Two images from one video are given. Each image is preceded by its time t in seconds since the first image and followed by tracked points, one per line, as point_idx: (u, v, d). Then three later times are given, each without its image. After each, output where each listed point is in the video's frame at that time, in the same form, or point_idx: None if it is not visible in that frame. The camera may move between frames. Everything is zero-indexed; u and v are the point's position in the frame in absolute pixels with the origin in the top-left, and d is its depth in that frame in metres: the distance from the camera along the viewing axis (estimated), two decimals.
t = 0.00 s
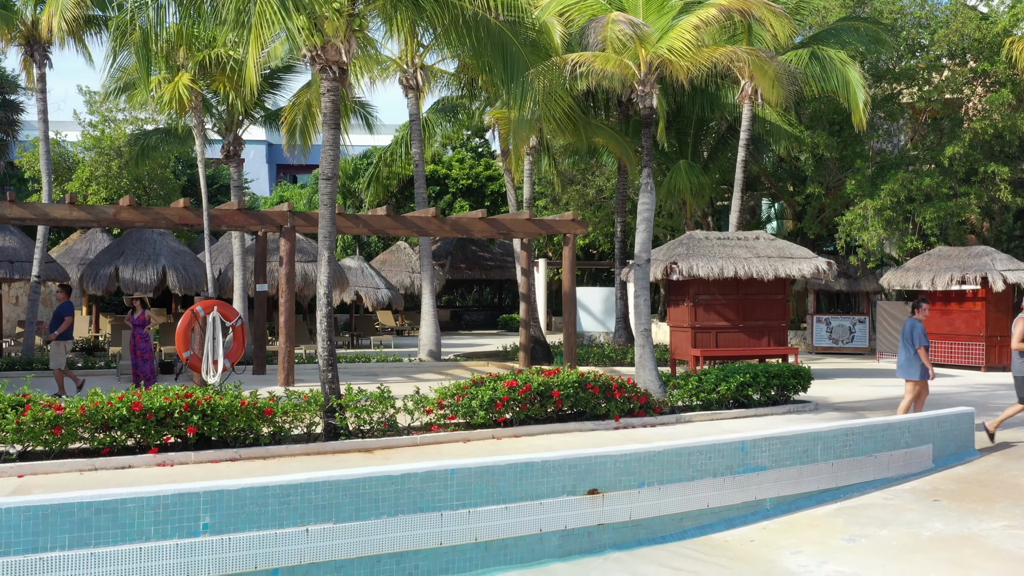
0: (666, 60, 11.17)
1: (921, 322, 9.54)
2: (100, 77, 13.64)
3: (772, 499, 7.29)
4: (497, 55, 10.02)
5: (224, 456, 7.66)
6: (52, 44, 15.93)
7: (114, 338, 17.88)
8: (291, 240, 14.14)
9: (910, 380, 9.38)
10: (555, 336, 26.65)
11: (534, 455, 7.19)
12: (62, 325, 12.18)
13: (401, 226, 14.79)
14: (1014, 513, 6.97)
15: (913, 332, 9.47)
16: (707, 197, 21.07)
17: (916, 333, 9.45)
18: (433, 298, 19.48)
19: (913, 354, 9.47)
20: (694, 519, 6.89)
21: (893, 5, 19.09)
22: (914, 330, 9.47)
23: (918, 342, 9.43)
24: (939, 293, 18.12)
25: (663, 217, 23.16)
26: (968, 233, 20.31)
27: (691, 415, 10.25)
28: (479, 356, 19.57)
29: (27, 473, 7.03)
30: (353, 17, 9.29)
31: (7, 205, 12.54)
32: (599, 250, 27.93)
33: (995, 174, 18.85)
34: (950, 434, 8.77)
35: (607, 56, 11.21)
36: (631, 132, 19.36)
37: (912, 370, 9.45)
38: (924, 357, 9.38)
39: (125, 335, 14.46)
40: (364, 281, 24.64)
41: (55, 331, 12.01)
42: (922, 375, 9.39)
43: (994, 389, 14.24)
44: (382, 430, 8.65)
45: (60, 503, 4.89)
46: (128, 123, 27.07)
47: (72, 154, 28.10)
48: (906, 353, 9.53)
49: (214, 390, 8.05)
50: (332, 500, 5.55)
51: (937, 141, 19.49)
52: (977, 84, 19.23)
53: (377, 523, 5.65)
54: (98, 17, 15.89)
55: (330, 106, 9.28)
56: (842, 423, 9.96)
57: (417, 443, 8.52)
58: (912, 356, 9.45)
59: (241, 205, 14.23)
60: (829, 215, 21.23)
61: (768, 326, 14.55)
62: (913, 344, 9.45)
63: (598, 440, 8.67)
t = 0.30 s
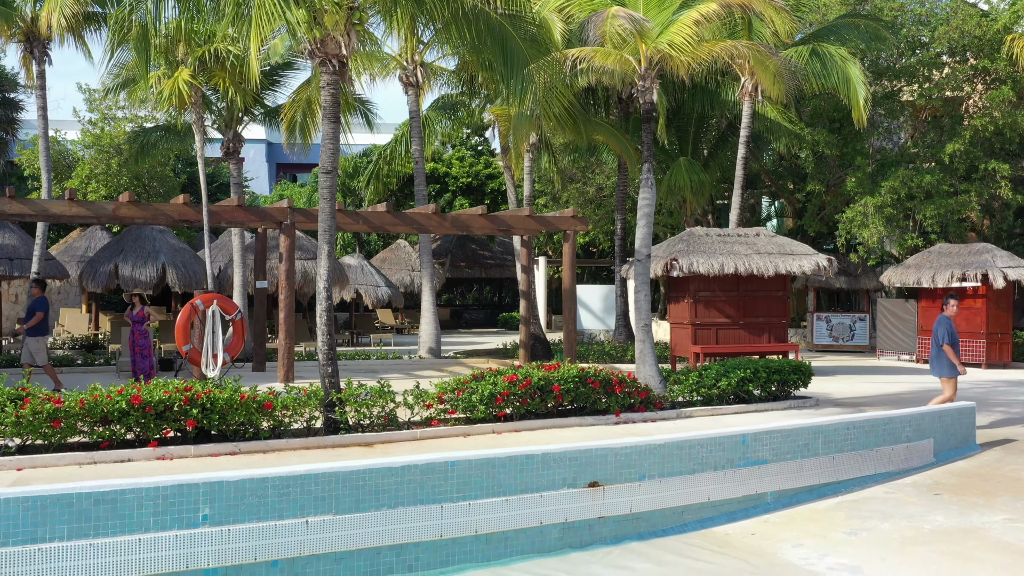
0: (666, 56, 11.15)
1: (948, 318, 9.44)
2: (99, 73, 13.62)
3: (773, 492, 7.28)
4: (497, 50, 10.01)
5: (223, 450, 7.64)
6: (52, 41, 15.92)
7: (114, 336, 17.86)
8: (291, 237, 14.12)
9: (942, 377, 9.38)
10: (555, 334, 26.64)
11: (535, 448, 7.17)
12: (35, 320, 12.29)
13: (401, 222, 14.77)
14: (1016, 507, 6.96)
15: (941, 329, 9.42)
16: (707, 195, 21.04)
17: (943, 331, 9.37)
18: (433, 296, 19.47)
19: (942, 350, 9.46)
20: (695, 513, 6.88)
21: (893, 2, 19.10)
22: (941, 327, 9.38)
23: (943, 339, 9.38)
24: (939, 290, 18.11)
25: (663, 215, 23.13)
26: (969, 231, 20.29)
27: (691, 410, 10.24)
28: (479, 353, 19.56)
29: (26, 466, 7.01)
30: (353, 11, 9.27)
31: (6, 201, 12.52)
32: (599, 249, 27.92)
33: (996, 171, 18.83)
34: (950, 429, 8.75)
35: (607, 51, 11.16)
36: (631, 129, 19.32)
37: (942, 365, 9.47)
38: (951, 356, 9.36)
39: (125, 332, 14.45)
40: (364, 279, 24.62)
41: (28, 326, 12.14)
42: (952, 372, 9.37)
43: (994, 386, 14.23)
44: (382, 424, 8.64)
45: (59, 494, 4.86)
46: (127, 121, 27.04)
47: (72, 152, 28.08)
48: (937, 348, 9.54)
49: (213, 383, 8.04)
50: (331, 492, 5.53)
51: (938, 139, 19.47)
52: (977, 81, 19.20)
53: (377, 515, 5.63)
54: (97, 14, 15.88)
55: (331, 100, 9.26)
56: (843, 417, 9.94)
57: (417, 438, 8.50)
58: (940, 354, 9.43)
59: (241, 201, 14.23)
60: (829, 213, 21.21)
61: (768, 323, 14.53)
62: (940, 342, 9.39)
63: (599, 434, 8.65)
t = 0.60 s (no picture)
0: (666, 52, 11.13)
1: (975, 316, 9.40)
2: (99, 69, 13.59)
3: (773, 487, 7.26)
4: (498, 46, 9.98)
5: (223, 445, 7.63)
6: (51, 38, 15.89)
7: (114, 333, 17.85)
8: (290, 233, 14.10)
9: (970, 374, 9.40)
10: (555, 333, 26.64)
11: (535, 442, 7.15)
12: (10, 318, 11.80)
13: (400, 219, 14.75)
14: (1017, 501, 6.94)
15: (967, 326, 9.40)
16: (707, 193, 21.02)
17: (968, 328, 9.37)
18: (433, 294, 19.45)
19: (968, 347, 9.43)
20: (695, 507, 6.87)
21: None
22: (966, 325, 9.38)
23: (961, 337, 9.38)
24: (939, 288, 18.09)
25: (663, 213, 23.11)
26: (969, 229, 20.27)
27: (691, 406, 10.22)
28: (478, 351, 19.52)
29: (25, 460, 7.00)
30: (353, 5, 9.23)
31: (5, 197, 12.49)
32: (599, 247, 27.92)
33: (995, 169, 18.82)
34: (951, 424, 8.73)
35: (608, 47, 11.14)
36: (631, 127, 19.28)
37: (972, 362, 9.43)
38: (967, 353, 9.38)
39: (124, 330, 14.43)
40: (364, 277, 24.61)
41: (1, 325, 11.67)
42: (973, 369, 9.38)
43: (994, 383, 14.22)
44: (382, 419, 8.62)
45: (57, 486, 4.85)
46: (127, 119, 27.02)
47: (72, 150, 28.07)
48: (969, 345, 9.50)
49: (212, 378, 8.02)
50: (331, 485, 5.51)
51: (938, 137, 19.46)
52: (977, 79, 19.19)
53: (376, 509, 5.62)
54: (96, 11, 15.85)
55: (330, 95, 9.24)
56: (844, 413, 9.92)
57: (417, 433, 8.48)
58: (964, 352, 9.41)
59: (240, 198, 14.21)
60: (829, 210, 21.20)
61: (768, 320, 14.52)
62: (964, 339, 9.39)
63: (599, 429, 8.64)
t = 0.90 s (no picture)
0: (666, 50, 11.12)
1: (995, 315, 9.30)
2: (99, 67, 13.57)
3: (773, 484, 7.26)
4: (498, 43, 9.97)
5: (223, 442, 7.63)
6: (51, 37, 15.88)
7: (113, 332, 17.85)
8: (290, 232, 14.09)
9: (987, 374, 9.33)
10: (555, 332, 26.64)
11: (535, 438, 7.15)
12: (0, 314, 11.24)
13: (400, 218, 14.74)
14: (1018, 498, 6.93)
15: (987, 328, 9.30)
16: (707, 192, 21.02)
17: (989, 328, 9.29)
18: (433, 293, 19.45)
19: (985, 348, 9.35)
20: (696, 504, 6.87)
21: None
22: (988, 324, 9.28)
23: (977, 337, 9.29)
24: (939, 287, 18.09)
25: (663, 212, 23.10)
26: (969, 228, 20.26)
27: (692, 404, 10.22)
28: (478, 350, 19.52)
29: (25, 457, 7.00)
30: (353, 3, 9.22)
31: (4, 195, 12.48)
32: (599, 246, 27.91)
33: (995, 167, 18.81)
34: (952, 422, 8.72)
35: (608, 45, 11.13)
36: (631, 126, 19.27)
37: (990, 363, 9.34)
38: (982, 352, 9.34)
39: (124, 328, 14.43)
40: (364, 276, 24.61)
41: None
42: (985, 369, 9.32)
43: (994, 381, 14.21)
44: (382, 416, 8.62)
45: (58, 482, 4.84)
46: (127, 118, 27.01)
47: (72, 149, 28.07)
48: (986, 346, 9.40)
49: (213, 376, 8.01)
50: (331, 481, 5.51)
51: (938, 135, 19.46)
52: (977, 78, 19.19)
53: (377, 505, 5.61)
54: (96, 10, 15.85)
55: (330, 93, 9.24)
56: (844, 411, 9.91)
57: (418, 430, 8.48)
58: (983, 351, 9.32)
59: (240, 196, 14.20)
60: (829, 209, 21.21)
61: (768, 318, 14.52)
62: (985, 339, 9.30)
63: (599, 427, 8.64)
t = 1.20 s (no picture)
0: (666, 53, 11.14)
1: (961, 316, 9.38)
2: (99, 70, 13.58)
3: (773, 489, 7.27)
4: (497, 46, 9.96)
5: (223, 447, 7.64)
6: (51, 39, 15.89)
7: (114, 335, 17.87)
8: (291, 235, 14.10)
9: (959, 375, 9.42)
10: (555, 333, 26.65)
11: (534, 444, 7.16)
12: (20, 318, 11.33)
13: (400, 220, 14.75)
14: (1017, 504, 6.94)
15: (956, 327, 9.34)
16: (707, 194, 21.03)
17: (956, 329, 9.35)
18: (432, 295, 19.46)
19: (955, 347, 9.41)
20: (695, 509, 6.87)
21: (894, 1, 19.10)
22: (953, 324, 9.35)
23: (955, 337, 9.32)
24: (938, 289, 18.10)
25: (663, 213, 23.10)
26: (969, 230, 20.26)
27: (691, 408, 10.23)
28: (478, 352, 19.54)
29: (26, 463, 7.01)
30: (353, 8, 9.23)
31: (5, 199, 12.49)
32: (598, 247, 27.94)
33: (995, 170, 18.81)
34: (951, 426, 8.73)
35: (608, 49, 11.13)
36: (631, 128, 19.29)
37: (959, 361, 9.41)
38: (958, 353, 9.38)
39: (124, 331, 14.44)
40: (364, 278, 24.64)
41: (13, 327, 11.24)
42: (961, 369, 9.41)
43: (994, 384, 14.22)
44: (382, 421, 8.62)
45: (58, 489, 4.85)
46: (127, 120, 27.02)
47: (72, 151, 28.08)
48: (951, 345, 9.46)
49: (213, 380, 8.02)
50: (331, 488, 5.52)
51: (938, 138, 19.47)
52: (977, 80, 19.18)
53: (376, 512, 5.62)
54: (96, 12, 15.86)
55: (330, 98, 9.25)
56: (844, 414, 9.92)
57: (418, 435, 8.49)
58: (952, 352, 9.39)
59: (241, 199, 14.20)
60: (829, 211, 21.22)
61: (768, 321, 14.52)
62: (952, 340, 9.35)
63: (598, 431, 8.65)
